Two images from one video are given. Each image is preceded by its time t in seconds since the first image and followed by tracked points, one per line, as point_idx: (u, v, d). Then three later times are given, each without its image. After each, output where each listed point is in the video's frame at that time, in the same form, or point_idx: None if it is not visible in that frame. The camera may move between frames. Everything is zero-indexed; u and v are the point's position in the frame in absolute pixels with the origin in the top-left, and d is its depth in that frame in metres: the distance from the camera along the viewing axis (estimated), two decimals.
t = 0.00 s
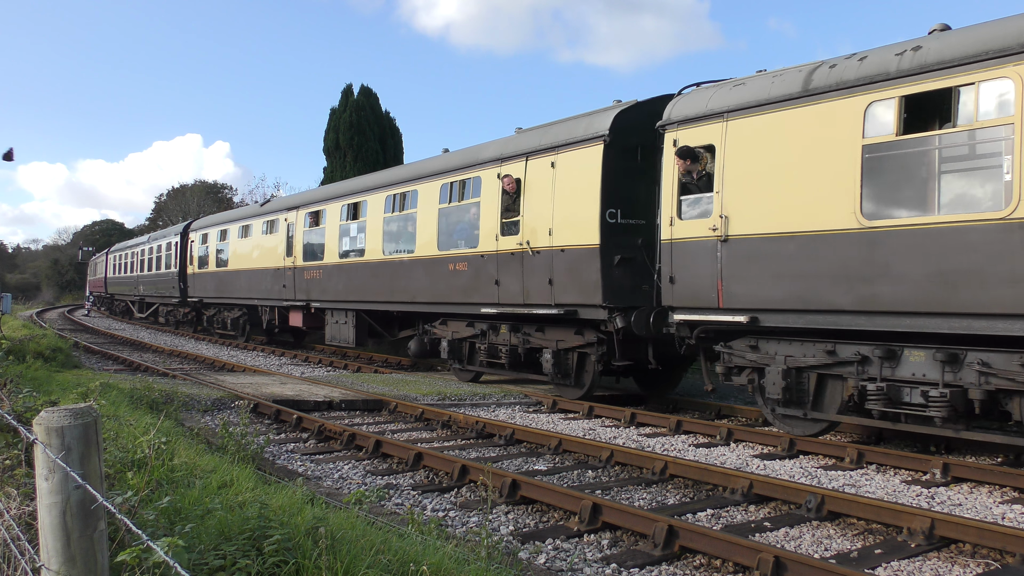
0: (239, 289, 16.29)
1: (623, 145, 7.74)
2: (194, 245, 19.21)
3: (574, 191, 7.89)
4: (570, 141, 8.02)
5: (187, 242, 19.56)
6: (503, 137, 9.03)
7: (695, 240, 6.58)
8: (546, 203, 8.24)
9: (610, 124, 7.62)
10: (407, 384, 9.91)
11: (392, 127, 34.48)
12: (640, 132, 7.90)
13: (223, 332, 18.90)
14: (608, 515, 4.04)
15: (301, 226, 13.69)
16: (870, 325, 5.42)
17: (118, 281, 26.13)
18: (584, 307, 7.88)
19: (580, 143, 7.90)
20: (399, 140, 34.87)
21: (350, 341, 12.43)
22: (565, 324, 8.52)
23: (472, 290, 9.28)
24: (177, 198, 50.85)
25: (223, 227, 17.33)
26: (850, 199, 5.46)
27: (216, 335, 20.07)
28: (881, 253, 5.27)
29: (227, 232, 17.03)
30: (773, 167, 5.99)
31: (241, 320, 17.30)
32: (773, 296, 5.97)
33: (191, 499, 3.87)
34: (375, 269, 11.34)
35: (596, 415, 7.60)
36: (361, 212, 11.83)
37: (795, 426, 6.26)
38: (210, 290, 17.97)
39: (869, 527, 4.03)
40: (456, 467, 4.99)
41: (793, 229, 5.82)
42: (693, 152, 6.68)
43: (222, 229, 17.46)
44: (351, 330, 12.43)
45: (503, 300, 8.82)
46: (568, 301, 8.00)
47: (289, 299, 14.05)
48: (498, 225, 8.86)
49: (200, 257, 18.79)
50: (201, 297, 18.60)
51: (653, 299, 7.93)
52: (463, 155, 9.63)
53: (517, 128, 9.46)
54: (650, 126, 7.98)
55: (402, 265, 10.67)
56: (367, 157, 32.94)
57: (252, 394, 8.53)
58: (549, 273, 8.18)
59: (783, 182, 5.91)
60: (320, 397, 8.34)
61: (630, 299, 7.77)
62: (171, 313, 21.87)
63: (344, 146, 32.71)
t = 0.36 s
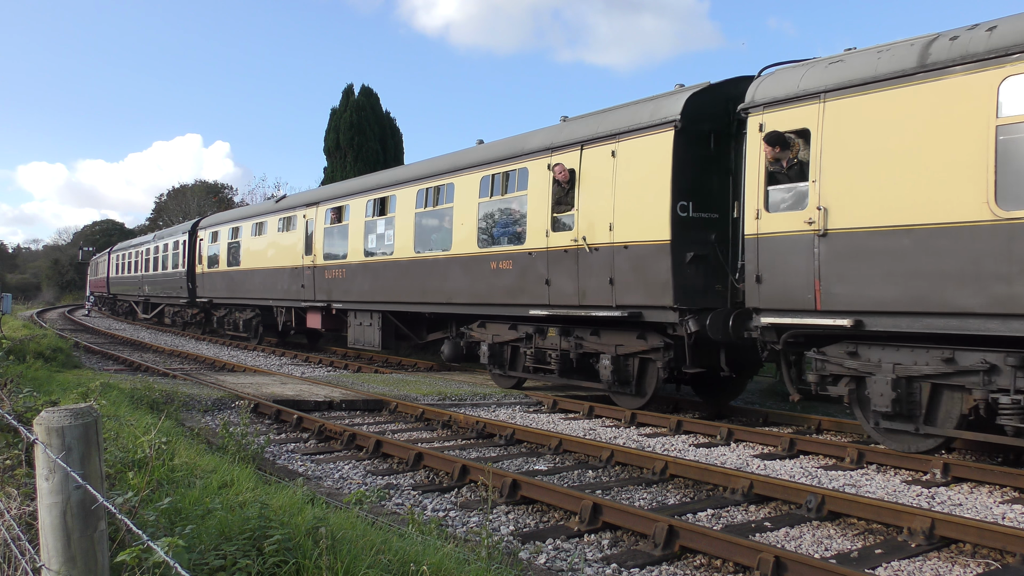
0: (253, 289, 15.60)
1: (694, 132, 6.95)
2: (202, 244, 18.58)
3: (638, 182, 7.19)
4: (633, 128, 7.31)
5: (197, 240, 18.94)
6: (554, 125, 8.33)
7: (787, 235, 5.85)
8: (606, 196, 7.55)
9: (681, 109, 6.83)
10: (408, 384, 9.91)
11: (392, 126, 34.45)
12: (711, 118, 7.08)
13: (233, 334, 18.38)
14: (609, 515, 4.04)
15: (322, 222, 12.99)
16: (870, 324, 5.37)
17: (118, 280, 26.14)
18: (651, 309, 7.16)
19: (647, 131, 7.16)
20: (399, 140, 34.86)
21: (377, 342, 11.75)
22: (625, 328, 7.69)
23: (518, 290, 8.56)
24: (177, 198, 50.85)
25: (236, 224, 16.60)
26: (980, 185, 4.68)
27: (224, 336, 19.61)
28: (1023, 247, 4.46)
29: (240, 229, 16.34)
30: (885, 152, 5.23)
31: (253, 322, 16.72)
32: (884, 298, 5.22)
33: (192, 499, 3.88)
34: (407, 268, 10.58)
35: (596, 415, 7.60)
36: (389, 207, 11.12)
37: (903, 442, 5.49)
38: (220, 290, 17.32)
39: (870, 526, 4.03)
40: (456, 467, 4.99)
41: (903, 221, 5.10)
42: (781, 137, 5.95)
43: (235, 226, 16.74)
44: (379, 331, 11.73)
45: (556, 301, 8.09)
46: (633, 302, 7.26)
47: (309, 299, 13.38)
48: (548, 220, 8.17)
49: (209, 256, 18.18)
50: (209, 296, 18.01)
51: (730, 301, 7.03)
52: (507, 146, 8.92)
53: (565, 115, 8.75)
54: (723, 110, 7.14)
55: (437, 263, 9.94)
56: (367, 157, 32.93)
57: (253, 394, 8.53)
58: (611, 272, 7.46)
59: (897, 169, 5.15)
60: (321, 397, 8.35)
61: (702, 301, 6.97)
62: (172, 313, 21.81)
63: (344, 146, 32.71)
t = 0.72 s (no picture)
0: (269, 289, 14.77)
1: (781, 116, 6.28)
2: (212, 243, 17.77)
3: (716, 170, 6.46)
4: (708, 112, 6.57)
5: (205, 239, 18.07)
6: (613, 111, 7.58)
7: (900, 228, 5.28)
8: (676, 186, 6.81)
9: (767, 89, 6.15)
10: (408, 384, 9.92)
11: (392, 127, 34.45)
12: (800, 100, 6.44)
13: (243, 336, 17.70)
14: (609, 515, 4.04)
15: (346, 219, 12.25)
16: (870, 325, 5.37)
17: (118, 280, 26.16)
18: (729, 312, 6.47)
19: (723, 114, 6.47)
20: (399, 140, 34.87)
21: (405, 346, 11.02)
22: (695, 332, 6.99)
23: (572, 290, 7.85)
24: (177, 198, 50.87)
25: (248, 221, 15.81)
26: None
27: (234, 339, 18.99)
28: None
29: (252, 227, 15.55)
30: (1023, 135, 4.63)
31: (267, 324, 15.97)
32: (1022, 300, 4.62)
33: (192, 499, 3.88)
34: (442, 266, 9.86)
35: (596, 416, 7.60)
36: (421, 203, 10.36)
37: None
38: (231, 291, 16.52)
39: (870, 527, 4.03)
40: (456, 467, 4.99)
41: None
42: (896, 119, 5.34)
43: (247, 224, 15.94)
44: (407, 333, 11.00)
45: (616, 303, 7.39)
46: (709, 305, 6.56)
47: (330, 299, 12.63)
48: (609, 214, 7.43)
49: (218, 256, 17.38)
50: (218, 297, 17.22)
51: (820, 302, 6.42)
52: (558, 134, 8.17)
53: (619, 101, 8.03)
54: (812, 91, 6.51)
55: (476, 261, 9.22)
56: (367, 157, 32.93)
57: (252, 394, 8.54)
58: (682, 270, 6.76)
59: None
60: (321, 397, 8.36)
61: (791, 303, 6.33)
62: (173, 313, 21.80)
63: (344, 146, 32.71)
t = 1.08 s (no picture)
0: (286, 290, 13.97)
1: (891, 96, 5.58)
2: (224, 240, 16.93)
3: (810, 158, 5.78)
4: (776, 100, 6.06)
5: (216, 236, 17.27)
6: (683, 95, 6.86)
7: None
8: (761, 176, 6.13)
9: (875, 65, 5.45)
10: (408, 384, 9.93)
11: (392, 127, 34.43)
12: (910, 77, 5.73)
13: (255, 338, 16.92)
14: (608, 515, 4.04)
15: (370, 214, 11.51)
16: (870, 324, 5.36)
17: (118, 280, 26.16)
18: (826, 314, 5.77)
19: (820, 95, 5.76)
20: (399, 140, 34.88)
21: (437, 350, 10.26)
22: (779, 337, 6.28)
23: (636, 289, 7.11)
24: (177, 198, 50.86)
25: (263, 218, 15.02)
26: None
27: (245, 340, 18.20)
28: None
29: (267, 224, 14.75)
30: None
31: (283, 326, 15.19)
32: None
33: (192, 499, 3.88)
34: (481, 266, 9.14)
35: (596, 415, 7.60)
36: (457, 196, 9.66)
37: None
38: (244, 291, 15.71)
39: (869, 527, 4.03)
40: (456, 467, 4.99)
41: None
42: None
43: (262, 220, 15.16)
44: (440, 336, 10.24)
45: (689, 305, 6.66)
46: (803, 306, 5.86)
47: (353, 299, 11.86)
48: (680, 206, 6.71)
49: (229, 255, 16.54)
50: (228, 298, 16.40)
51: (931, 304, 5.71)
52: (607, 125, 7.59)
53: (683, 88, 7.34)
54: (920, 68, 5.78)
55: (524, 258, 8.50)
56: (367, 157, 32.94)
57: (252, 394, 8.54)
58: (770, 268, 6.05)
59: None
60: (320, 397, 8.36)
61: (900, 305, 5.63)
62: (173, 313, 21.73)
63: (344, 146, 32.70)
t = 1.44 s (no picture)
0: (303, 291, 13.24)
1: None
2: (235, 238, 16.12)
3: (930, 141, 5.09)
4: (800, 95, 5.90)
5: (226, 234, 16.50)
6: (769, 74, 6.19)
7: None
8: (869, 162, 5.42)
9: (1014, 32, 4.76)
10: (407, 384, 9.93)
11: (391, 127, 34.45)
12: None
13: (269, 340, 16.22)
14: (608, 515, 4.04)
15: (399, 210, 10.82)
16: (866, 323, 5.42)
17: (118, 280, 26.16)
18: (950, 318, 5.06)
19: (943, 69, 5.07)
20: (399, 140, 34.88)
21: (475, 354, 9.67)
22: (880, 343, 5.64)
23: (713, 290, 6.43)
24: (177, 198, 50.87)
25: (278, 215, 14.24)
26: None
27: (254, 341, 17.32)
28: None
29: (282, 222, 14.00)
30: None
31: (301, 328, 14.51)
32: None
33: (192, 499, 3.88)
34: (526, 265, 8.49)
35: (595, 415, 7.60)
36: (499, 190, 8.96)
37: None
38: (257, 291, 14.93)
39: (869, 527, 4.03)
40: (456, 467, 4.99)
41: None
42: None
43: (276, 218, 14.38)
44: (478, 339, 9.66)
45: (778, 308, 5.97)
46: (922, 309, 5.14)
47: (378, 300, 11.20)
48: (767, 197, 6.02)
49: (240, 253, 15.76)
50: (240, 298, 15.63)
51: None
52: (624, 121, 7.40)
53: (754, 68, 6.79)
54: None
55: (577, 256, 7.81)
56: (367, 157, 32.93)
57: (252, 394, 8.55)
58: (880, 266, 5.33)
59: None
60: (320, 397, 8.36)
61: None
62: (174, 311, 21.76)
63: (344, 146, 32.69)
